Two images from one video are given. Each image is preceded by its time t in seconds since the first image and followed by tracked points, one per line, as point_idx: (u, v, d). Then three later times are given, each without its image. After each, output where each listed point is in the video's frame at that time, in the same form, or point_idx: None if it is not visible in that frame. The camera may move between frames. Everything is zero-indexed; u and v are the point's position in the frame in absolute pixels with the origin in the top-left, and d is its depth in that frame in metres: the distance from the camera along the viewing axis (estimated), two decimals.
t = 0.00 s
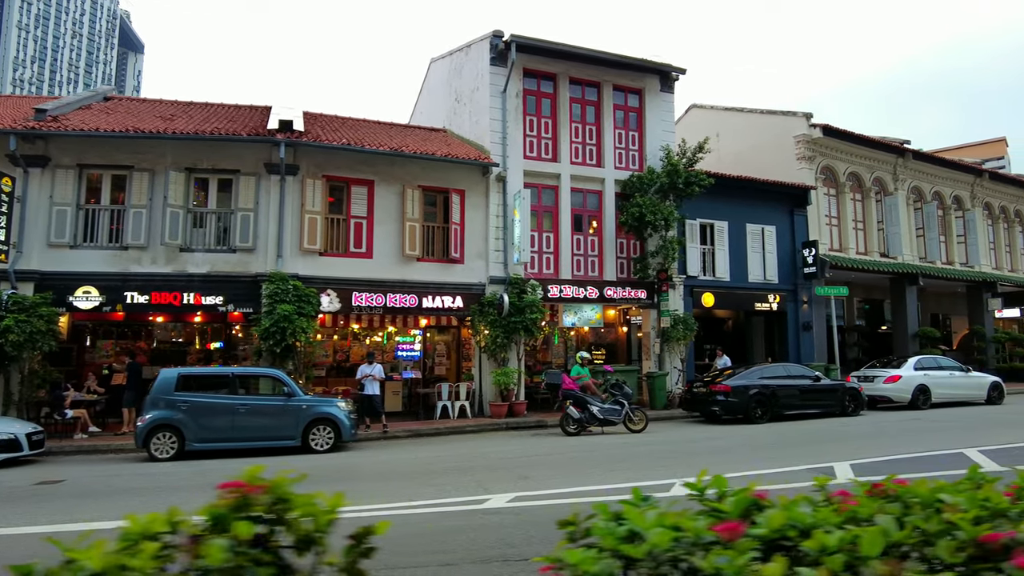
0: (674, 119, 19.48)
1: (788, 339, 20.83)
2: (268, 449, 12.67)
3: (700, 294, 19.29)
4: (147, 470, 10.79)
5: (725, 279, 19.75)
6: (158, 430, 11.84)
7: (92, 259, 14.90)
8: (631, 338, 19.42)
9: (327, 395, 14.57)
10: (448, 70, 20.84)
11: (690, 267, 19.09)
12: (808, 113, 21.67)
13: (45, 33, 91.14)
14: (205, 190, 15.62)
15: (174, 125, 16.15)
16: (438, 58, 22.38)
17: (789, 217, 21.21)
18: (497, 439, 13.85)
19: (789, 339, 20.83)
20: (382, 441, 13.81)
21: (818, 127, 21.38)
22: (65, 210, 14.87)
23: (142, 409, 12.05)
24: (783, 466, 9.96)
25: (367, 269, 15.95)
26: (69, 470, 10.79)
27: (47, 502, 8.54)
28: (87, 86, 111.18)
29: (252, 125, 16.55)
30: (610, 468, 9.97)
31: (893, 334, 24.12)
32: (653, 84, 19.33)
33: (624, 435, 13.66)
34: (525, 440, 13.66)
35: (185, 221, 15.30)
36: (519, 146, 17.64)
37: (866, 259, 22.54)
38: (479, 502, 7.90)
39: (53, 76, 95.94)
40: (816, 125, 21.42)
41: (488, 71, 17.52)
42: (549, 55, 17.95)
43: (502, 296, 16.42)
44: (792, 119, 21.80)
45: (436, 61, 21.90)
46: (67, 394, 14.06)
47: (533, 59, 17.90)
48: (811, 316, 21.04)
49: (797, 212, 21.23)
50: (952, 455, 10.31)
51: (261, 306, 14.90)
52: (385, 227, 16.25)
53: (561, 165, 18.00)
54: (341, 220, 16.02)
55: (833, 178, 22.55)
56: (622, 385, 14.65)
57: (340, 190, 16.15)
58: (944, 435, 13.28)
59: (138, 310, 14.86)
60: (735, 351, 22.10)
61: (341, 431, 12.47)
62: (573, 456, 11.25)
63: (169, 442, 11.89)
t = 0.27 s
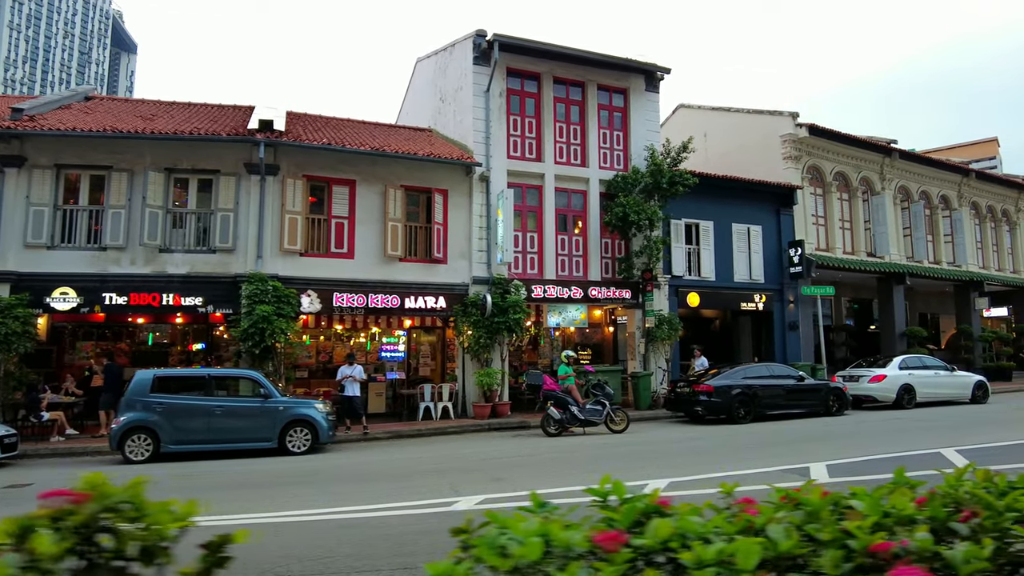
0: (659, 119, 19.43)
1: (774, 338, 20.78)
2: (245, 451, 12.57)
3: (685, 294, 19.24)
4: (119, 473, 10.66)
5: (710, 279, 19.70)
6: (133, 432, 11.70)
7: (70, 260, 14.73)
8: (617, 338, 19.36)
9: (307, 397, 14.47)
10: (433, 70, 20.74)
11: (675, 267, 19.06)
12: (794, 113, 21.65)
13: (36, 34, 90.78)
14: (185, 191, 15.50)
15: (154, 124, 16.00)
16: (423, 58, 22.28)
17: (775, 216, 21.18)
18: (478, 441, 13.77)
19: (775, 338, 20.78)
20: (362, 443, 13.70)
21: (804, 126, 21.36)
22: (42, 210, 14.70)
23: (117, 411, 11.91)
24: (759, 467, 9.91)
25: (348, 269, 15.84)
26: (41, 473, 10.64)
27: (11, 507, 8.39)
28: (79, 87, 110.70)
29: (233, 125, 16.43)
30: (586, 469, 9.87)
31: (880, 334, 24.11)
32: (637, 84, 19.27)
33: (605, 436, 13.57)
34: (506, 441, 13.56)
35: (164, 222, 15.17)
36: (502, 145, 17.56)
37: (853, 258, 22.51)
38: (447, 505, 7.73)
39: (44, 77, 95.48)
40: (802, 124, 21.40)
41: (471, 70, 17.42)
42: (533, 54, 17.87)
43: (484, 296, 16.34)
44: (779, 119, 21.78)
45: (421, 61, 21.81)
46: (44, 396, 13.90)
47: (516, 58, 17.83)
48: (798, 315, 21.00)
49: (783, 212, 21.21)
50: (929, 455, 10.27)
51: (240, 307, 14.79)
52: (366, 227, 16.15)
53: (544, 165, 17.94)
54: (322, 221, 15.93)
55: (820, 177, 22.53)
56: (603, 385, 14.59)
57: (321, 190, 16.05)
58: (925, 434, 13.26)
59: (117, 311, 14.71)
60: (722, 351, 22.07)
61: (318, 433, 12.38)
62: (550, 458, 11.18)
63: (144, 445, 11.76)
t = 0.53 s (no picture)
0: (648, 117, 19.35)
1: (765, 337, 20.70)
2: (226, 450, 12.49)
3: (675, 292, 19.16)
4: (97, 472, 10.57)
5: (700, 278, 19.62)
6: (112, 430, 11.59)
7: (52, 257, 14.61)
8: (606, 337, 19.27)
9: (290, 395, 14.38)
10: (422, 68, 20.64)
11: (664, 265, 18.97)
12: (785, 110, 21.57)
13: (33, 32, 90.79)
14: (169, 188, 15.40)
15: (138, 121, 15.89)
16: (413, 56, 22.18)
17: (766, 215, 21.10)
18: (462, 440, 13.70)
19: (765, 337, 20.70)
20: (345, 442, 13.62)
21: (795, 124, 21.28)
22: (24, 208, 14.59)
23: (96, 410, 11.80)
24: (739, 466, 9.82)
25: (333, 267, 15.76)
26: (16, 472, 10.54)
27: None
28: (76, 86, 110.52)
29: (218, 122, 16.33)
30: (566, 468, 9.80)
31: (873, 332, 24.03)
32: (627, 81, 19.18)
33: (590, 435, 13.49)
34: (490, 440, 13.48)
35: (148, 220, 15.07)
36: (490, 143, 17.47)
37: (845, 257, 22.43)
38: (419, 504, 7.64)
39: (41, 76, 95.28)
40: (793, 122, 21.32)
41: (459, 67, 17.34)
42: (521, 51, 17.79)
43: (471, 294, 16.25)
44: (770, 116, 21.70)
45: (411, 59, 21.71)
46: (25, 395, 13.79)
47: (504, 55, 17.74)
48: (788, 314, 20.91)
49: (774, 210, 21.13)
50: (912, 455, 10.18)
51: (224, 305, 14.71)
52: (352, 225, 16.06)
53: (533, 162, 17.85)
54: (307, 218, 15.84)
55: (812, 175, 22.43)
56: (589, 384, 14.52)
57: (306, 187, 15.96)
58: (911, 433, 13.17)
59: (100, 309, 14.61)
60: (712, 350, 21.99)
61: (299, 431, 12.30)
62: (531, 457, 11.09)
63: (123, 443, 11.65)
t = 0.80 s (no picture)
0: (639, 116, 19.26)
1: (756, 337, 20.61)
2: (209, 451, 12.43)
3: (665, 293, 19.09)
4: (76, 473, 10.51)
5: (690, 278, 19.54)
6: (92, 431, 11.53)
7: (37, 257, 14.53)
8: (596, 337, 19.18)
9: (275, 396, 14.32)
10: (413, 67, 20.56)
11: (654, 265, 18.91)
12: (778, 110, 21.48)
13: (32, 31, 90.73)
14: (155, 188, 15.35)
15: (125, 120, 15.82)
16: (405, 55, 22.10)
17: (758, 214, 21.02)
18: (447, 441, 13.62)
19: (757, 337, 20.60)
20: (330, 443, 13.55)
21: (787, 123, 21.19)
22: (9, 207, 14.52)
23: (77, 410, 11.74)
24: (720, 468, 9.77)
25: (320, 267, 15.69)
26: None
27: None
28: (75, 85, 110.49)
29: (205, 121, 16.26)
30: (545, 469, 9.74)
31: (866, 333, 23.93)
32: (618, 80, 19.10)
33: (576, 436, 13.42)
34: (475, 441, 13.41)
35: (134, 219, 15.01)
36: (479, 143, 17.40)
37: (838, 257, 22.35)
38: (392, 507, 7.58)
39: (40, 75, 95.21)
40: (785, 122, 21.23)
41: (448, 66, 17.27)
42: (510, 50, 17.70)
43: (459, 294, 16.18)
44: (762, 116, 21.61)
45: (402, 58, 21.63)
46: (8, 395, 13.70)
47: (493, 54, 17.66)
48: (780, 314, 20.82)
49: (766, 210, 21.04)
50: (894, 457, 10.11)
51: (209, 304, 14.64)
52: (339, 225, 16.00)
53: (522, 162, 17.78)
54: (294, 218, 15.78)
55: (804, 175, 22.34)
56: (576, 385, 14.45)
57: (292, 187, 15.90)
58: (898, 434, 13.10)
59: (85, 309, 14.53)
60: (704, 351, 21.91)
61: (282, 432, 12.25)
62: (513, 458, 11.03)
63: (104, 444, 11.59)
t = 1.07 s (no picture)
0: (630, 118, 19.25)
1: (748, 340, 20.57)
2: (194, 453, 12.41)
3: (656, 295, 19.07)
4: (57, 475, 10.49)
5: (681, 280, 19.52)
6: (75, 433, 11.51)
7: (25, 258, 14.52)
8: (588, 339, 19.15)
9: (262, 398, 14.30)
10: (404, 69, 20.55)
11: (645, 267, 18.89)
12: (769, 111, 21.47)
13: (32, 32, 90.88)
14: (143, 189, 15.34)
15: (113, 121, 15.82)
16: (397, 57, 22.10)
17: (750, 216, 21.00)
18: (433, 443, 13.60)
19: (748, 339, 20.56)
20: (316, 446, 13.53)
21: (779, 125, 21.18)
22: None
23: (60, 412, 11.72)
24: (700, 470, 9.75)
25: (308, 269, 15.69)
26: None
27: None
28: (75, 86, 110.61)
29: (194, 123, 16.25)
30: (526, 472, 9.71)
31: (859, 335, 23.89)
32: (608, 82, 19.09)
33: (562, 439, 13.39)
34: (462, 444, 13.38)
35: (121, 221, 15.00)
36: (468, 144, 17.40)
37: (830, 259, 22.32)
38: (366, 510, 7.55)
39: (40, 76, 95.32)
40: (777, 124, 21.21)
41: (437, 68, 17.26)
42: (500, 52, 17.70)
43: (447, 296, 16.16)
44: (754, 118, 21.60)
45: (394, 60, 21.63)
46: None
47: (483, 56, 17.65)
48: (772, 316, 20.79)
49: (758, 212, 21.02)
50: (876, 460, 10.09)
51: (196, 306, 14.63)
52: (327, 226, 15.99)
53: (512, 164, 17.77)
54: (282, 219, 15.77)
55: (797, 177, 22.32)
56: (564, 387, 14.42)
57: (281, 188, 15.90)
58: (885, 437, 13.06)
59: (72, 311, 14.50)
60: (696, 353, 21.88)
61: (266, 434, 12.23)
62: (496, 460, 11.00)
63: (87, 446, 11.57)
